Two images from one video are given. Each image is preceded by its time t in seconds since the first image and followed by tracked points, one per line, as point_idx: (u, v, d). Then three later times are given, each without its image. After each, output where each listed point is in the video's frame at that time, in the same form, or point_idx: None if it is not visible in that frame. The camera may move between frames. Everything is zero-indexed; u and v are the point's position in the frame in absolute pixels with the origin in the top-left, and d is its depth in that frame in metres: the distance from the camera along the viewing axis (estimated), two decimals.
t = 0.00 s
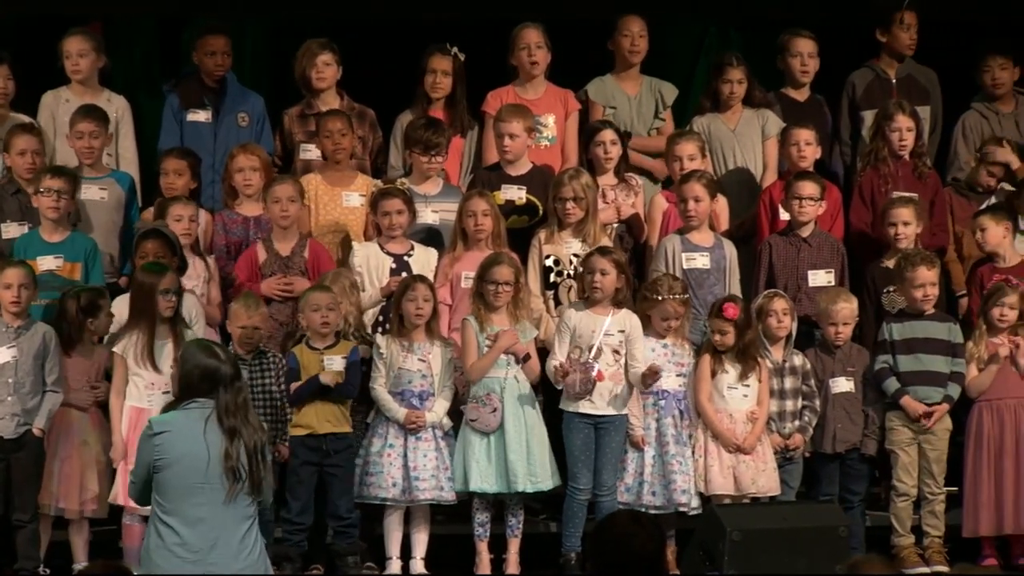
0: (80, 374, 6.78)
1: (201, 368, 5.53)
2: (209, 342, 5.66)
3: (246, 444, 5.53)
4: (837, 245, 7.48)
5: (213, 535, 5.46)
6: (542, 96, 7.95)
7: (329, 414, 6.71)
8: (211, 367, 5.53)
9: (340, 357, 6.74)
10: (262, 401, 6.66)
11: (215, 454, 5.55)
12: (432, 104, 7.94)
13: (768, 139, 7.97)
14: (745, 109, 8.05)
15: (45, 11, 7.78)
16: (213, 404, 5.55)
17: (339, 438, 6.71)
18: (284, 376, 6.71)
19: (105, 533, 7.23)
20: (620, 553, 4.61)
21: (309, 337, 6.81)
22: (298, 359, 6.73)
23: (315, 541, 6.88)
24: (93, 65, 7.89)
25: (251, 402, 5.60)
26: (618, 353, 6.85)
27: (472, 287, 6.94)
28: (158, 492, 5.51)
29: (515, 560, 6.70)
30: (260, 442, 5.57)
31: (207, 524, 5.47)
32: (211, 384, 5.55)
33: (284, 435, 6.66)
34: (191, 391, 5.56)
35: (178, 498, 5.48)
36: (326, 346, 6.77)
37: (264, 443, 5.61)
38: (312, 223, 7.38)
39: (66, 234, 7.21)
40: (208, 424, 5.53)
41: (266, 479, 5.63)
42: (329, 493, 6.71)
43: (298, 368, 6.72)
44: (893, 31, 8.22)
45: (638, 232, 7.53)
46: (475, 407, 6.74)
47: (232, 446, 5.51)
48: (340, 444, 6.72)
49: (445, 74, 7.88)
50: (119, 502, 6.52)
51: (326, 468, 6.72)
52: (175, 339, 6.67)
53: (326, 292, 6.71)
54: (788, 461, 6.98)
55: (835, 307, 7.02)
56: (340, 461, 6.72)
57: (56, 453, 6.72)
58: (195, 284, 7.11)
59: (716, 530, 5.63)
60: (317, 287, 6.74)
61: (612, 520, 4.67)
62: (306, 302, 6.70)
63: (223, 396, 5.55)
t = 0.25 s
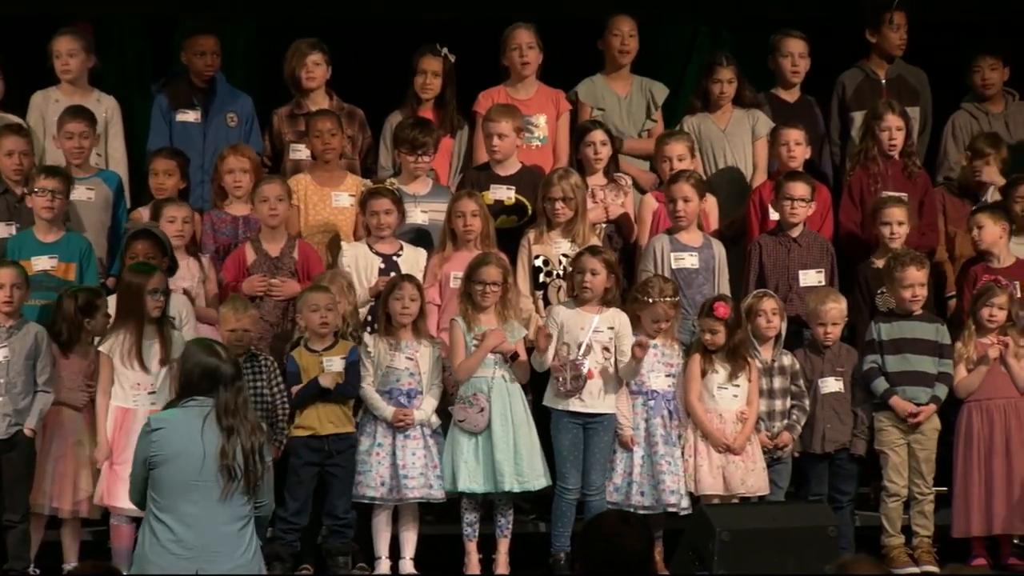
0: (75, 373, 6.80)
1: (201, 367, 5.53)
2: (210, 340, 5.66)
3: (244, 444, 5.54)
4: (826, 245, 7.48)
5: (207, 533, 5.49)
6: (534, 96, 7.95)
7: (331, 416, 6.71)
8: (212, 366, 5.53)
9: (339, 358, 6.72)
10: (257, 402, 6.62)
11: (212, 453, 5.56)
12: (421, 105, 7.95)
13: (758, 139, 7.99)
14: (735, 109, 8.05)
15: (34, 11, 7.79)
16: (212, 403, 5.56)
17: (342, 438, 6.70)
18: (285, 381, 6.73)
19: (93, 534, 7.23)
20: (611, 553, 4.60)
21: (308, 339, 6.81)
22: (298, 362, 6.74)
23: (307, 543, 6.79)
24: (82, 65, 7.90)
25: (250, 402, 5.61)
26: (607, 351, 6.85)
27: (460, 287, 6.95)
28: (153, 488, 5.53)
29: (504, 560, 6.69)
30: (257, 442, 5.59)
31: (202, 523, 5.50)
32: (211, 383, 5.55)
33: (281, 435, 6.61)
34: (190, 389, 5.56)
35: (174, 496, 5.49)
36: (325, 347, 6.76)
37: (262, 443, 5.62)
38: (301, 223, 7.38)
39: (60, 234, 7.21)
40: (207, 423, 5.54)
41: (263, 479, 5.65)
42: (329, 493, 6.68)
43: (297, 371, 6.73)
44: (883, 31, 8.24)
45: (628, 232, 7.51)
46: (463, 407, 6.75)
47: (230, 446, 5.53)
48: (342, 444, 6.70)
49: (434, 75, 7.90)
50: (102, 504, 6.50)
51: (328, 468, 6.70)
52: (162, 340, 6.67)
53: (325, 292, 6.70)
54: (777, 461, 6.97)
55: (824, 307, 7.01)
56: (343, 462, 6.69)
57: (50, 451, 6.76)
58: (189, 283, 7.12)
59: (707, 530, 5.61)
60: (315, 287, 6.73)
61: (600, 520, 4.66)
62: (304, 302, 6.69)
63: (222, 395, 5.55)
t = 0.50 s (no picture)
0: (64, 373, 6.81)
1: (201, 367, 5.63)
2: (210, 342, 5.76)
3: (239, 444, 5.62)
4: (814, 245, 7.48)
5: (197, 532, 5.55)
6: (526, 97, 7.96)
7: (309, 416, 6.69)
8: (211, 366, 5.63)
9: (321, 359, 6.73)
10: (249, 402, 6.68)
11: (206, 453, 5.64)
12: (410, 105, 7.96)
13: (747, 139, 7.99)
14: (724, 109, 8.05)
15: (21, 11, 7.80)
16: (210, 403, 5.65)
17: (319, 439, 6.68)
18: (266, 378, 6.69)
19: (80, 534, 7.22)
20: (597, 551, 4.76)
21: (291, 339, 6.79)
22: (279, 361, 6.71)
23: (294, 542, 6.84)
24: (70, 65, 7.91)
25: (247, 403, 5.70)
26: (594, 350, 6.86)
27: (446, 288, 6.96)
28: (145, 485, 5.59)
29: (492, 561, 6.70)
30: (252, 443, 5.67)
31: (193, 521, 5.56)
32: (209, 383, 5.65)
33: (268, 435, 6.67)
34: (188, 388, 5.66)
35: (166, 493, 5.56)
36: (307, 348, 6.76)
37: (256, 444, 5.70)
38: (289, 223, 7.39)
39: (55, 235, 7.22)
40: (203, 422, 5.62)
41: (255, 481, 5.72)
42: (309, 492, 6.68)
43: (278, 370, 6.70)
44: (871, 32, 8.25)
45: (615, 230, 7.52)
46: (453, 408, 6.75)
47: (224, 445, 5.61)
48: (318, 445, 6.69)
49: (423, 76, 7.92)
50: (82, 505, 6.52)
51: (305, 468, 6.69)
52: (144, 338, 6.71)
53: (309, 292, 6.71)
54: (764, 461, 6.98)
55: (811, 307, 7.02)
56: (320, 462, 6.69)
57: (44, 450, 6.77)
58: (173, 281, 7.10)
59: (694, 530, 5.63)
60: (301, 287, 6.74)
61: (587, 521, 4.82)
62: (289, 302, 6.70)
63: (220, 395, 5.64)
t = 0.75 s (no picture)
0: (54, 372, 6.82)
1: (193, 372, 5.65)
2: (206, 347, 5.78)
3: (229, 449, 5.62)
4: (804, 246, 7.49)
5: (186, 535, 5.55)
6: (516, 97, 7.99)
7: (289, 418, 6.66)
8: (203, 371, 5.65)
9: (305, 360, 6.72)
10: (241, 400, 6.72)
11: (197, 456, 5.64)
12: (402, 105, 7.98)
13: (738, 140, 7.99)
14: (714, 109, 8.06)
15: (12, 11, 7.81)
16: (202, 406, 5.66)
17: (298, 441, 6.65)
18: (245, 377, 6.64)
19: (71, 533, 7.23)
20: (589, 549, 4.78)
21: (274, 340, 6.76)
22: (261, 361, 6.67)
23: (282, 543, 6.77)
24: (61, 65, 7.92)
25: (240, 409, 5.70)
26: (583, 351, 6.85)
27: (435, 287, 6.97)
28: (135, 486, 5.60)
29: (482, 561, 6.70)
30: (244, 448, 5.67)
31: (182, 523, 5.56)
32: (202, 387, 5.66)
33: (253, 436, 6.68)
34: (181, 391, 5.67)
35: (156, 494, 5.57)
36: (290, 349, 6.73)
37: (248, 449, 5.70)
38: (279, 223, 7.41)
39: (49, 234, 7.22)
40: (195, 426, 5.63)
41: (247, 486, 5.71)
42: (290, 493, 6.65)
43: (260, 370, 6.66)
44: (863, 31, 8.27)
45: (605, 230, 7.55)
46: (441, 408, 6.75)
47: (215, 449, 5.61)
48: (296, 447, 6.64)
49: (415, 76, 7.91)
50: (70, 505, 6.51)
51: (283, 469, 6.65)
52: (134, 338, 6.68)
53: (294, 293, 6.70)
54: (755, 461, 6.99)
55: (800, 307, 7.02)
56: (298, 462, 6.64)
57: (36, 450, 6.76)
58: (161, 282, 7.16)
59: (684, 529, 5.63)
60: (287, 288, 6.72)
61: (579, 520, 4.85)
62: (273, 303, 6.69)
63: (212, 400, 5.65)
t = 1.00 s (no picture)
0: (43, 371, 6.75)
1: (172, 369, 5.65)
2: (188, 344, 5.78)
3: (210, 445, 5.62)
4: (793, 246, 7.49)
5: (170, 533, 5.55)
6: (502, 97, 7.99)
7: (292, 415, 6.64)
8: (182, 367, 5.65)
9: (297, 355, 6.72)
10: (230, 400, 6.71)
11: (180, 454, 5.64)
12: (392, 105, 7.99)
13: (728, 140, 7.99)
14: (704, 109, 8.05)
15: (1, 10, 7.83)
16: (183, 404, 5.66)
17: (304, 439, 6.64)
18: (240, 377, 6.65)
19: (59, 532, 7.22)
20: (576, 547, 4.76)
21: (268, 340, 6.77)
22: (254, 360, 6.67)
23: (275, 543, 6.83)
24: (50, 65, 7.93)
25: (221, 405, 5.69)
26: (571, 350, 6.85)
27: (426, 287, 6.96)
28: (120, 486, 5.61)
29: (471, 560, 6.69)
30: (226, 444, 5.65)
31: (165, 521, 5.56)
32: (182, 385, 5.66)
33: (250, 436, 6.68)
34: (163, 390, 5.68)
35: (140, 494, 5.57)
36: (282, 346, 6.73)
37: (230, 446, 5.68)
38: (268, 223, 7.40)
39: (39, 234, 7.23)
40: (176, 423, 5.63)
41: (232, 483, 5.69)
42: (291, 493, 6.65)
43: (254, 368, 6.66)
44: (854, 32, 8.27)
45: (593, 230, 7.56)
46: (422, 405, 6.74)
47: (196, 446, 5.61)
48: (301, 445, 6.63)
49: (406, 75, 7.92)
50: (61, 505, 6.51)
51: (289, 468, 6.63)
52: (126, 338, 6.70)
53: (288, 294, 6.68)
54: (744, 461, 6.98)
55: (788, 306, 7.02)
56: (304, 461, 6.64)
57: (28, 450, 6.68)
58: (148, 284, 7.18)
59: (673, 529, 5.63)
60: (278, 288, 6.70)
61: (566, 518, 4.83)
62: (268, 304, 6.67)
63: (193, 396, 5.65)
